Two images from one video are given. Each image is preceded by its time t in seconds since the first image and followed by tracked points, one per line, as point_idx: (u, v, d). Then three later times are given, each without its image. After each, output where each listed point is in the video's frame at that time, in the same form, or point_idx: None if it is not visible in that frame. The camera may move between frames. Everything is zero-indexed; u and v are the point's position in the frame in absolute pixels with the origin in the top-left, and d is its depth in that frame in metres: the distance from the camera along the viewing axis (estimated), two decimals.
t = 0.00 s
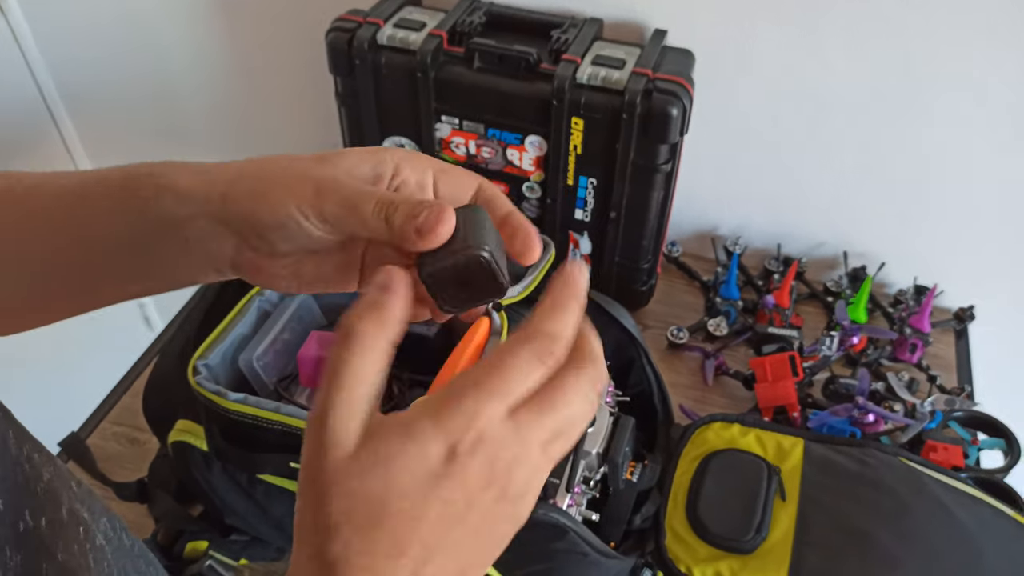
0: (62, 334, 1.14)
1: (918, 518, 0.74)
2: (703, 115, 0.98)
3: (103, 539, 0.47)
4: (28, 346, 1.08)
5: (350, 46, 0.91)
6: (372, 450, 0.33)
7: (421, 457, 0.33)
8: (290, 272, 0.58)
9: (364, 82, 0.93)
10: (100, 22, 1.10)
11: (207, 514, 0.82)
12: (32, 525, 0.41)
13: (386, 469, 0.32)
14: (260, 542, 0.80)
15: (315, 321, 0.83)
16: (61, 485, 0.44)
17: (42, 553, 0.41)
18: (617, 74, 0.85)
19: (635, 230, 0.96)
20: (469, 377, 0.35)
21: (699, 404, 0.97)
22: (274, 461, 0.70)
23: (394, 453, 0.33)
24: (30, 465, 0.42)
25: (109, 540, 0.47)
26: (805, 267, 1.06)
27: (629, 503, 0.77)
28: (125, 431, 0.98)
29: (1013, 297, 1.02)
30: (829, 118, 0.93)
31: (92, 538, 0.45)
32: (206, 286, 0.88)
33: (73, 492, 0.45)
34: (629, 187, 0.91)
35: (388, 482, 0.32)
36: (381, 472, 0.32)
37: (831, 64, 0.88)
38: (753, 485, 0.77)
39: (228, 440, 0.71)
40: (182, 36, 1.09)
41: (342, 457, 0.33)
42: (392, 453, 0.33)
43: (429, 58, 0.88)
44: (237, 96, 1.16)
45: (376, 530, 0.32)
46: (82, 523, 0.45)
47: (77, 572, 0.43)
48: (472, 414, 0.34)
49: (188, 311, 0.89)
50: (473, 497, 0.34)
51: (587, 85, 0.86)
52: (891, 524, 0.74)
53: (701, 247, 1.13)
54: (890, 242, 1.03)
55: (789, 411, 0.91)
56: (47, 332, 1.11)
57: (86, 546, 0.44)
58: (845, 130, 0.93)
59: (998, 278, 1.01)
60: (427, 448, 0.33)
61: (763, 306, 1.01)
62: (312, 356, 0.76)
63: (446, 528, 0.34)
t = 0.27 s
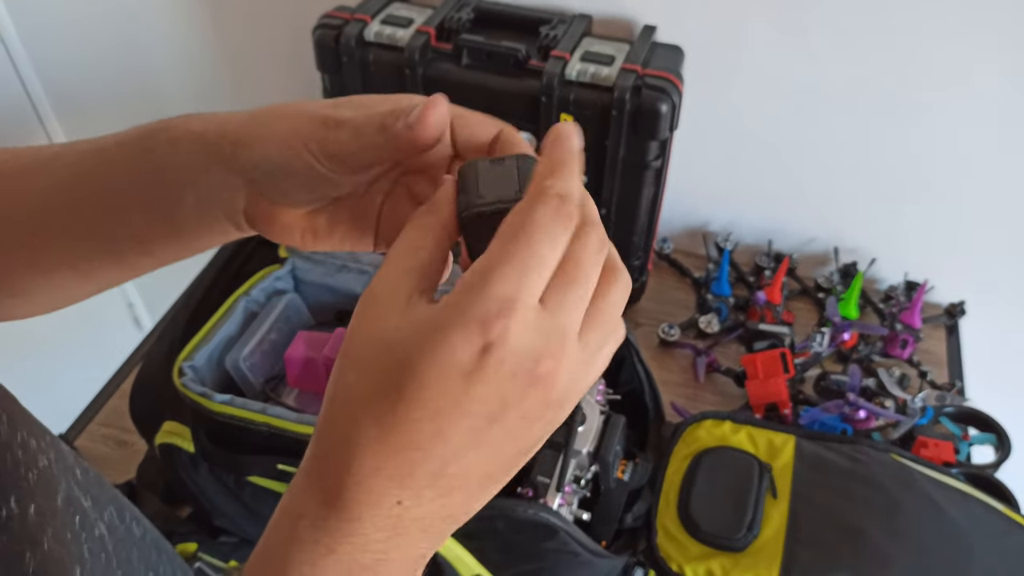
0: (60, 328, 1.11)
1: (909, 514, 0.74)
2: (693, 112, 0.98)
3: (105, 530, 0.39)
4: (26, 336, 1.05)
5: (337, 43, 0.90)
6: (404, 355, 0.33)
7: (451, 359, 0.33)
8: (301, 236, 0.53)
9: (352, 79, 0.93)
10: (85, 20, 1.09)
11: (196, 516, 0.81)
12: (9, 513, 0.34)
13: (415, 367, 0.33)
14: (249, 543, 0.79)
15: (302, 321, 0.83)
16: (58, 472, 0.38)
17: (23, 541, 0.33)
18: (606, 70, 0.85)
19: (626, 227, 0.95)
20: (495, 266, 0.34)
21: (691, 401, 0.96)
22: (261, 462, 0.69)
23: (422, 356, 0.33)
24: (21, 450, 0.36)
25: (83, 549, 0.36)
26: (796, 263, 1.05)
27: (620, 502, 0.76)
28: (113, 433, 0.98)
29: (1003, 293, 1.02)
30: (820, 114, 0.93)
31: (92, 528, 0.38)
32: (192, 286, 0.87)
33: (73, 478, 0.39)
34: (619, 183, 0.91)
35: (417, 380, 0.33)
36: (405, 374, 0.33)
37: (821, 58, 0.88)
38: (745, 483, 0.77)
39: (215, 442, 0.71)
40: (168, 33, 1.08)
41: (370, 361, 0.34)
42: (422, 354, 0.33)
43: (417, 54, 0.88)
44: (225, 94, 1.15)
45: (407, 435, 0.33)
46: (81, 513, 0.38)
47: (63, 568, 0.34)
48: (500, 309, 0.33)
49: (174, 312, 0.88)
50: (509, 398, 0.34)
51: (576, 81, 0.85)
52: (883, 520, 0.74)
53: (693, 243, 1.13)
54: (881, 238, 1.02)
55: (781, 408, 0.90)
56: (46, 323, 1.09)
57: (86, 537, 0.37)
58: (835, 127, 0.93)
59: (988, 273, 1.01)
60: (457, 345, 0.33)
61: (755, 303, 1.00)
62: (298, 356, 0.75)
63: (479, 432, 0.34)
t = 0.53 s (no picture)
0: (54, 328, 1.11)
1: (907, 511, 0.74)
2: (690, 107, 0.97)
3: (96, 522, 0.47)
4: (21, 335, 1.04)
5: (332, 39, 0.89)
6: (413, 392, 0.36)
7: (454, 404, 0.36)
8: (295, 255, 0.58)
9: (347, 76, 0.92)
10: (79, 18, 1.08)
11: (192, 515, 0.81)
12: (10, 504, 0.40)
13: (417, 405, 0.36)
14: (246, 542, 0.79)
15: (298, 319, 0.82)
16: (45, 467, 0.44)
17: (21, 531, 0.40)
18: (602, 65, 0.84)
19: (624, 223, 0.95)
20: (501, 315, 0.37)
21: (689, 398, 0.96)
22: (257, 462, 0.69)
23: (427, 390, 0.36)
24: (10, 446, 0.42)
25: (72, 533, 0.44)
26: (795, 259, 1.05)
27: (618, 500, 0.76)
28: (109, 433, 0.97)
29: (1003, 288, 1.02)
30: (817, 109, 0.92)
31: (82, 519, 0.45)
32: (187, 285, 0.87)
33: (62, 471, 0.46)
34: (617, 180, 0.90)
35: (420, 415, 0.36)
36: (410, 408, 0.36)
37: (818, 53, 0.87)
38: (743, 481, 0.77)
39: (210, 442, 0.70)
40: (162, 30, 1.07)
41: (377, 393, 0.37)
42: (424, 393, 0.36)
43: (412, 50, 0.87)
44: (221, 92, 1.14)
45: (404, 470, 0.36)
46: (72, 504, 0.45)
47: (57, 555, 0.42)
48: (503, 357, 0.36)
49: (168, 311, 0.88)
50: (510, 446, 0.37)
51: (573, 77, 0.85)
52: (881, 518, 0.73)
53: (691, 239, 1.12)
54: (880, 233, 1.02)
55: (779, 405, 0.90)
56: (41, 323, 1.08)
57: (74, 526, 0.44)
58: (833, 122, 0.93)
59: (987, 269, 1.01)
60: (456, 390, 0.36)
61: (753, 300, 1.00)
62: (295, 356, 0.75)
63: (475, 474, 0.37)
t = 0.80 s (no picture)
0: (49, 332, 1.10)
1: (910, 509, 0.73)
2: (691, 104, 0.97)
3: (103, 520, 0.49)
4: (16, 340, 1.03)
5: (331, 36, 0.89)
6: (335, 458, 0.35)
7: (361, 474, 0.34)
8: (287, 270, 0.56)
9: (347, 73, 0.91)
10: (78, 14, 1.07)
11: (193, 514, 0.80)
12: (20, 500, 0.42)
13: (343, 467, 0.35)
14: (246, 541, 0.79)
15: (298, 318, 0.82)
16: (55, 464, 0.46)
17: (27, 529, 0.41)
18: (603, 62, 0.83)
19: (625, 221, 0.94)
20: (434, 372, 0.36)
21: (691, 396, 0.96)
22: (255, 462, 0.69)
23: (337, 456, 0.34)
24: (21, 442, 0.44)
25: (79, 528, 0.46)
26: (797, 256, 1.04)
27: (619, 498, 0.77)
28: (109, 431, 0.97)
29: (1006, 285, 1.01)
30: (818, 106, 0.92)
31: (89, 518, 0.47)
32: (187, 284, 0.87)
33: (70, 471, 0.47)
34: (618, 177, 0.90)
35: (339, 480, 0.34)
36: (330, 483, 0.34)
37: (819, 50, 0.87)
38: (745, 480, 0.76)
39: (209, 441, 0.70)
40: (161, 26, 1.07)
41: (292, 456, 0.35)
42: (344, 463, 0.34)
43: (412, 47, 0.87)
44: (221, 89, 1.13)
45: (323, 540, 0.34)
46: (80, 503, 0.46)
47: (62, 554, 0.43)
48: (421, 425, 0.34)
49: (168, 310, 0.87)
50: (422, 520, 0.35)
51: (573, 74, 0.84)
52: (884, 517, 0.73)
53: (693, 237, 1.12)
54: (882, 230, 1.01)
55: (781, 403, 0.90)
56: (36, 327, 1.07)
57: (81, 524, 0.46)
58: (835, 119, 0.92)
59: (990, 266, 1.00)
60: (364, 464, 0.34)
61: (755, 297, 1.00)
62: (294, 354, 0.75)
63: (388, 549, 0.34)
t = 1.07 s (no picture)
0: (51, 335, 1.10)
1: (911, 508, 0.74)
2: (692, 105, 0.97)
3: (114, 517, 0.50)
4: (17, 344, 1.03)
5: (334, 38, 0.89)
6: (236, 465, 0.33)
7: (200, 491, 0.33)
8: (279, 251, 0.59)
9: (349, 75, 0.92)
10: (81, 15, 1.08)
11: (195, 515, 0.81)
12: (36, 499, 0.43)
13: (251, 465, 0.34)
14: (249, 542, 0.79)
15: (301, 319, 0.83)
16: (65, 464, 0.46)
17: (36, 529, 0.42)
18: (604, 64, 0.84)
19: (626, 222, 0.95)
20: (220, 369, 0.25)
21: (692, 396, 0.96)
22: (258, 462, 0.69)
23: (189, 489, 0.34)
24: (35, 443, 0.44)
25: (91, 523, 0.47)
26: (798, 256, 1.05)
27: (621, 497, 0.79)
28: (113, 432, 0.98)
29: (1007, 284, 1.01)
30: (818, 106, 0.92)
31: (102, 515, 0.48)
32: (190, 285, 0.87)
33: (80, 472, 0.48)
34: (618, 178, 0.90)
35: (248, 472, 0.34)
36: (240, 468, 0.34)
37: (819, 50, 0.87)
38: (746, 480, 0.77)
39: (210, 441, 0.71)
40: (163, 27, 1.07)
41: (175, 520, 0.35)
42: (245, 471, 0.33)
43: (414, 49, 0.87)
44: (222, 89, 1.14)
45: None
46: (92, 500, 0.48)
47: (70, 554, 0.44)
48: (240, 471, 0.25)
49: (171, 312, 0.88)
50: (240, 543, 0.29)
51: (574, 75, 0.84)
52: (885, 515, 0.73)
53: (694, 237, 1.12)
54: (883, 230, 1.02)
55: (782, 403, 0.90)
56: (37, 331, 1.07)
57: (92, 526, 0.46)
58: (836, 119, 0.92)
59: (991, 266, 1.00)
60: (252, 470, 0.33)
61: (755, 297, 1.00)
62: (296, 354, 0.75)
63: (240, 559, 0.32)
